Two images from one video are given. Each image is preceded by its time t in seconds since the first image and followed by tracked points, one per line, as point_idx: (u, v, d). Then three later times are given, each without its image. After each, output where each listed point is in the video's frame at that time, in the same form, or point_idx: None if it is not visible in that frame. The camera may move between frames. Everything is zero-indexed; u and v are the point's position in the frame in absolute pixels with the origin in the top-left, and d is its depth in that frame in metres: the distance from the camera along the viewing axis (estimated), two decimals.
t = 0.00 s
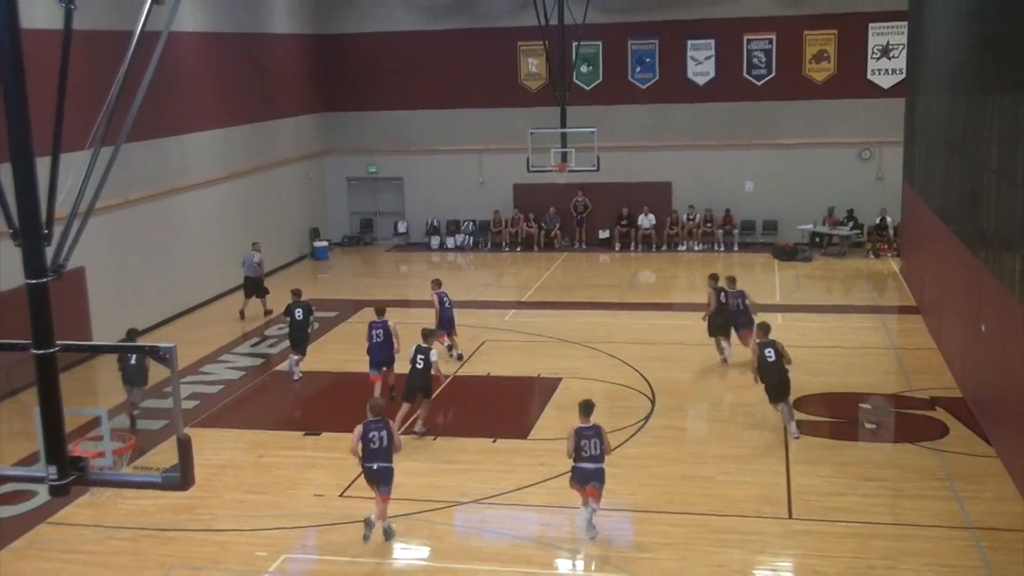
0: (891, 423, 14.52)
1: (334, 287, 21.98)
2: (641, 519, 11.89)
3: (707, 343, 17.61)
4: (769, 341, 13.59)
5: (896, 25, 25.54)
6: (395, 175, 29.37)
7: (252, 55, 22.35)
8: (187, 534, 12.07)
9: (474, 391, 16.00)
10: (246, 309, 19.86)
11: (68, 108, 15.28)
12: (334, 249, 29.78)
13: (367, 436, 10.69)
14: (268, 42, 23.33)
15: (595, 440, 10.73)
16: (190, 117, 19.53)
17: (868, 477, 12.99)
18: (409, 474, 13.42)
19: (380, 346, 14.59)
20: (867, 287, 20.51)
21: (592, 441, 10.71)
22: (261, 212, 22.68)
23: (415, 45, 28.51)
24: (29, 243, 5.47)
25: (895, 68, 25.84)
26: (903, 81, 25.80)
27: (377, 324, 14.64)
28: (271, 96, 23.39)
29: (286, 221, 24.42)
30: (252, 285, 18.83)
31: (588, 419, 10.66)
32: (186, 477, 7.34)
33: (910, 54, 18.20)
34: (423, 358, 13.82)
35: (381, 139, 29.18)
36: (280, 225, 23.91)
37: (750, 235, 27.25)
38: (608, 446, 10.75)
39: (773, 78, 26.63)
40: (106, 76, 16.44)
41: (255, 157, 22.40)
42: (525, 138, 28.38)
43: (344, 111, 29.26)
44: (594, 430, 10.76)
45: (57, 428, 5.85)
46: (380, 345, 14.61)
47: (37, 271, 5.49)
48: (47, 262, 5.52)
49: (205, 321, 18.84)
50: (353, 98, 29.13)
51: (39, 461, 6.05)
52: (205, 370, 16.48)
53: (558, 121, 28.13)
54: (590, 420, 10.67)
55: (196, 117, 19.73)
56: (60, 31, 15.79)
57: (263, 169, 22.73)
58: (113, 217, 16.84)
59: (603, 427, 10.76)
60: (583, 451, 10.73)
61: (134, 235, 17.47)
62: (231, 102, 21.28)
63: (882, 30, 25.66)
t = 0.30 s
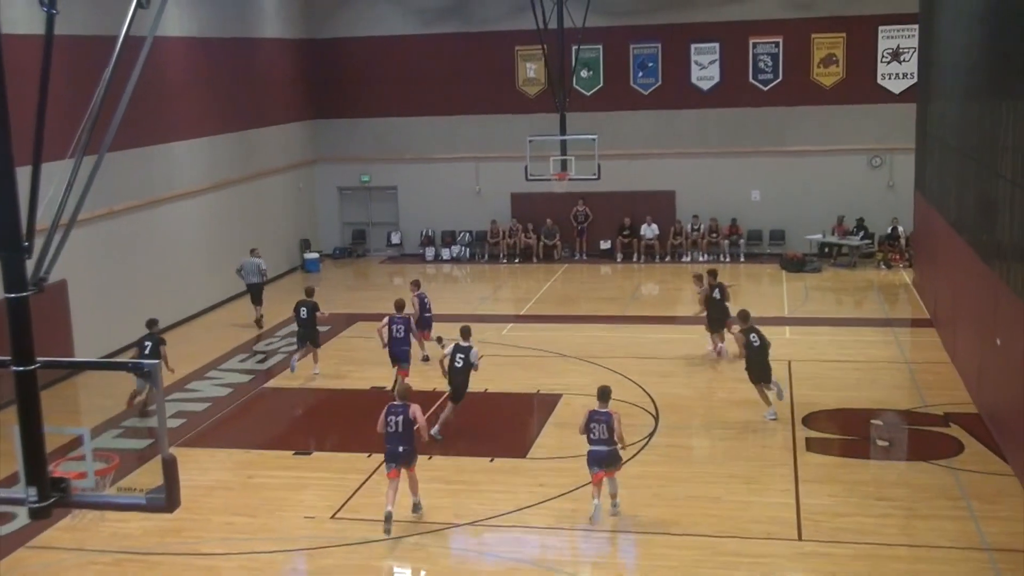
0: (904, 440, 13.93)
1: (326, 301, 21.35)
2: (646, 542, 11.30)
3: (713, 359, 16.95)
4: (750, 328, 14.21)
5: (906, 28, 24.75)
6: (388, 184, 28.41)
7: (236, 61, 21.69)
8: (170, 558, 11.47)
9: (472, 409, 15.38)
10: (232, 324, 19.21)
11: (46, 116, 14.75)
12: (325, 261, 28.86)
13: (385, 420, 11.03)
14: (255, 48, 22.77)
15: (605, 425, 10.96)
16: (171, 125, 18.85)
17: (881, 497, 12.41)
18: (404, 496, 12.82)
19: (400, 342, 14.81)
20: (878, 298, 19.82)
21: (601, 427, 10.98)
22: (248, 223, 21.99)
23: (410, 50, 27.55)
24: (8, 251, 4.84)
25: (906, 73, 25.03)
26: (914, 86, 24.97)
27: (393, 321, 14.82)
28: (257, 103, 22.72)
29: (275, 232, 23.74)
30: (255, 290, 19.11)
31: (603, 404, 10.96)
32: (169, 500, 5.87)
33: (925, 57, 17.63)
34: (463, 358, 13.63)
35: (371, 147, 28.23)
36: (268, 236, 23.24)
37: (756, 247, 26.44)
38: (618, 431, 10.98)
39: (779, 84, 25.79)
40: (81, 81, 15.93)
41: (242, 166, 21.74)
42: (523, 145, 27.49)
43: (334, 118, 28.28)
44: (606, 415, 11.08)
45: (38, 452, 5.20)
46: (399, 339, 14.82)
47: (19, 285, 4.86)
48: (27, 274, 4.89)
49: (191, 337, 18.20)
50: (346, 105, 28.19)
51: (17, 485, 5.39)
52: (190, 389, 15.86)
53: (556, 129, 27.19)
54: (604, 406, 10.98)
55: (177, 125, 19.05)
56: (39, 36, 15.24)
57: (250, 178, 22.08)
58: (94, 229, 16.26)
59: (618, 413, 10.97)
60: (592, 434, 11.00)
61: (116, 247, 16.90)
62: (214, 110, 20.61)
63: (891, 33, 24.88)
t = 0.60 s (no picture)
0: (916, 458, 13.32)
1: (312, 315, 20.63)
2: (646, 567, 10.71)
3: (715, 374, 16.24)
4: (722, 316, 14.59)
5: (916, 30, 23.65)
6: (379, 193, 27.06)
7: (218, 67, 21.07)
8: None
9: (465, 428, 14.72)
10: (215, 339, 18.58)
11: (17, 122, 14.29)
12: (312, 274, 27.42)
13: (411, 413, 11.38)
14: (240, 53, 22.19)
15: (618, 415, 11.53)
16: (149, 132, 18.23)
17: (892, 517, 11.82)
18: (393, 518, 12.21)
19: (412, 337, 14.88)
20: (887, 311, 19.13)
21: (616, 416, 11.50)
22: (233, 234, 21.34)
23: (398, 53, 26.29)
24: None
25: (916, 77, 23.93)
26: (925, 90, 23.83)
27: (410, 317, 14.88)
28: (242, 109, 22.10)
29: (259, 243, 23.03)
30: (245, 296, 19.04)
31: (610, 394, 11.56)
32: (150, 514, 5.91)
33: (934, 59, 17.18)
34: (508, 353, 13.59)
35: (361, 156, 26.93)
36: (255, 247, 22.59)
37: (762, 257, 25.19)
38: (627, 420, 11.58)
39: (783, 89, 24.64)
40: (55, 87, 15.48)
41: (225, 175, 21.09)
42: (518, 152, 26.16)
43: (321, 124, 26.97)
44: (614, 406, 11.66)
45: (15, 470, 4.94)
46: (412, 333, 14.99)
47: None
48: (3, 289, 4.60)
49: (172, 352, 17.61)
50: (332, 112, 26.88)
51: None
52: (171, 406, 15.24)
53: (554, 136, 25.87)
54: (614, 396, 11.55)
55: (156, 132, 18.45)
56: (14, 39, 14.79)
57: (234, 188, 21.45)
58: (68, 241, 15.76)
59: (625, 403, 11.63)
60: (606, 425, 11.51)
61: (92, 260, 16.37)
62: (196, 117, 19.96)
63: (900, 36, 23.79)
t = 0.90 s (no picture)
0: (926, 477, 12.72)
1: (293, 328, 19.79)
2: None
3: (717, 389, 15.57)
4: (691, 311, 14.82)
5: (925, 32, 22.82)
6: (366, 201, 26.09)
7: (201, 72, 20.55)
8: None
9: (456, 446, 13.98)
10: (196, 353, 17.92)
11: None
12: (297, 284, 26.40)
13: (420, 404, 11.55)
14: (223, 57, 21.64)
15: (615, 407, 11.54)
16: (128, 138, 17.73)
17: (901, 539, 11.24)
18: (379, 539, 11.60)
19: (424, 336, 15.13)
20: (896, 325, 18.49)
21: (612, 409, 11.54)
22: (215, 244, 20.75)
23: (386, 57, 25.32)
24: None
25: (924, 81, 23.13)
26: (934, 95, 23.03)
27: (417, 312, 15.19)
28: (224, 116, 21.53)
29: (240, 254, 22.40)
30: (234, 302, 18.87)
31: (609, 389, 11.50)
32: (127, 540, 7.19)
33: (944, 62, 16.64)
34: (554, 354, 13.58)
35: (348, 162, 25.95)
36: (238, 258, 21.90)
37: (764, 268, 24.31)
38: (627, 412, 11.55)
39: (788, 93, 23.79)
40: (33, 88, 15.11)
41: (207, 184, 20.53)
42: (513, 159, 25.25)
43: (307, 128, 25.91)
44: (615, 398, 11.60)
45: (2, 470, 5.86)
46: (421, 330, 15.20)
47: None
48: None
49: (151, 366, 17.00)
50: (319, 117, 25.91)
51: None
52: (149, 423, 14.60)
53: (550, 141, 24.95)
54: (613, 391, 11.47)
55: (135, 137, 17.94)
56: None
57: (216, 197, 20.87)
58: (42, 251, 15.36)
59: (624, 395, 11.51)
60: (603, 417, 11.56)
61: (65, 272, 15.89)
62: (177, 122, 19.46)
63: (908, 39, 22.98)
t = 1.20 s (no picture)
0: (934, 494, 12.16)
1: (276, 338, 19.09)
2: None
3: (717, 401, 14.99)
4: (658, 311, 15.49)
5: (934, 32, 22.10)
6: (352, 206, 25.01)
7: (183, 74, 20.18)
8: None
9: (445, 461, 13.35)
10: (176, 363, 17.37)
11: None
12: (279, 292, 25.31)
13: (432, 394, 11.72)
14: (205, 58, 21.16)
15: (614, 401, 11.63)
16: (103, 142, 17.32)
17: (910, 558, 10.69)
18: (363, 557, 11.05)
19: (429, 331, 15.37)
20: (905, 336, 17.91)
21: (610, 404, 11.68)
22: (196, 251, 20.29)
23: (374, 58, 24.34)
24: None
25: (933, 83, 22.37)
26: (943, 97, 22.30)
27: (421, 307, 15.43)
28: (207, 119, 21.08)
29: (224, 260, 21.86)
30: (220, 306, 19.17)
31: (607, 383, 11.58)
32: (103, 559, 7.06)
33: (954, 66, 16.17)
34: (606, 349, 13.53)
35: (332, 164, 24.90)
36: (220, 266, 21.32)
37: (767, 276, 23.44)
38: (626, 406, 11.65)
39: (791, 95, 22.99)
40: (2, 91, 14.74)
41: (189, 188, 20.10)
42: (504, 164, 24.26)
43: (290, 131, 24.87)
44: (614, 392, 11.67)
45: None
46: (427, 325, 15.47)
47: None
48: None
49: (127, 380, 16.49)
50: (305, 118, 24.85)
51: None
52: (126, 437, 14.07)
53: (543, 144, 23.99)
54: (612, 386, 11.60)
55: (112, 138, 17.59)
56: None
57: (198, 202, 20.41)
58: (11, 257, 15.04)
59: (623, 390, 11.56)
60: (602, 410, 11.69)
61: (34, 279, 15.55)
62: (157, 125, 19.02)
63: (916, 39, 22.22)
